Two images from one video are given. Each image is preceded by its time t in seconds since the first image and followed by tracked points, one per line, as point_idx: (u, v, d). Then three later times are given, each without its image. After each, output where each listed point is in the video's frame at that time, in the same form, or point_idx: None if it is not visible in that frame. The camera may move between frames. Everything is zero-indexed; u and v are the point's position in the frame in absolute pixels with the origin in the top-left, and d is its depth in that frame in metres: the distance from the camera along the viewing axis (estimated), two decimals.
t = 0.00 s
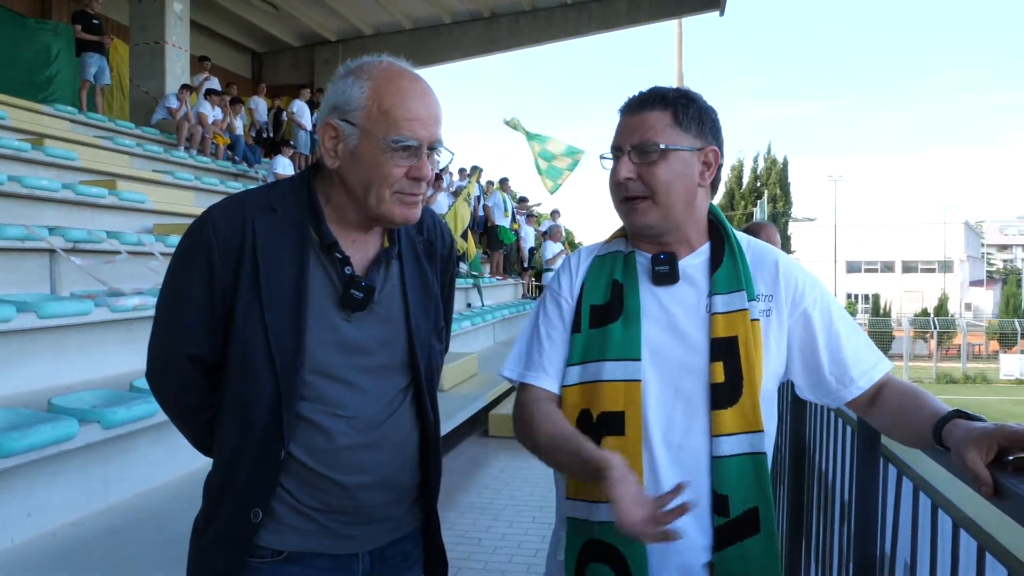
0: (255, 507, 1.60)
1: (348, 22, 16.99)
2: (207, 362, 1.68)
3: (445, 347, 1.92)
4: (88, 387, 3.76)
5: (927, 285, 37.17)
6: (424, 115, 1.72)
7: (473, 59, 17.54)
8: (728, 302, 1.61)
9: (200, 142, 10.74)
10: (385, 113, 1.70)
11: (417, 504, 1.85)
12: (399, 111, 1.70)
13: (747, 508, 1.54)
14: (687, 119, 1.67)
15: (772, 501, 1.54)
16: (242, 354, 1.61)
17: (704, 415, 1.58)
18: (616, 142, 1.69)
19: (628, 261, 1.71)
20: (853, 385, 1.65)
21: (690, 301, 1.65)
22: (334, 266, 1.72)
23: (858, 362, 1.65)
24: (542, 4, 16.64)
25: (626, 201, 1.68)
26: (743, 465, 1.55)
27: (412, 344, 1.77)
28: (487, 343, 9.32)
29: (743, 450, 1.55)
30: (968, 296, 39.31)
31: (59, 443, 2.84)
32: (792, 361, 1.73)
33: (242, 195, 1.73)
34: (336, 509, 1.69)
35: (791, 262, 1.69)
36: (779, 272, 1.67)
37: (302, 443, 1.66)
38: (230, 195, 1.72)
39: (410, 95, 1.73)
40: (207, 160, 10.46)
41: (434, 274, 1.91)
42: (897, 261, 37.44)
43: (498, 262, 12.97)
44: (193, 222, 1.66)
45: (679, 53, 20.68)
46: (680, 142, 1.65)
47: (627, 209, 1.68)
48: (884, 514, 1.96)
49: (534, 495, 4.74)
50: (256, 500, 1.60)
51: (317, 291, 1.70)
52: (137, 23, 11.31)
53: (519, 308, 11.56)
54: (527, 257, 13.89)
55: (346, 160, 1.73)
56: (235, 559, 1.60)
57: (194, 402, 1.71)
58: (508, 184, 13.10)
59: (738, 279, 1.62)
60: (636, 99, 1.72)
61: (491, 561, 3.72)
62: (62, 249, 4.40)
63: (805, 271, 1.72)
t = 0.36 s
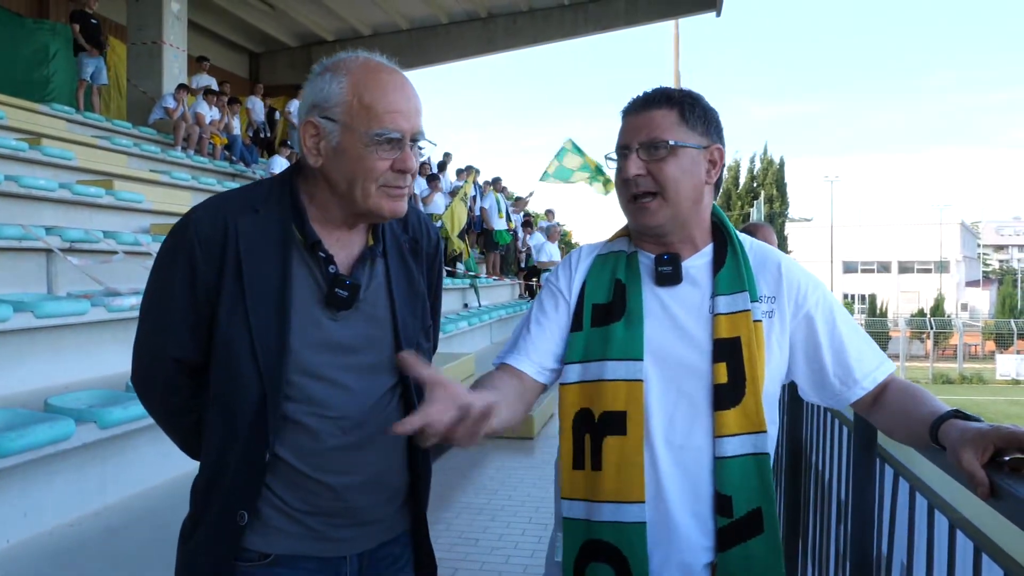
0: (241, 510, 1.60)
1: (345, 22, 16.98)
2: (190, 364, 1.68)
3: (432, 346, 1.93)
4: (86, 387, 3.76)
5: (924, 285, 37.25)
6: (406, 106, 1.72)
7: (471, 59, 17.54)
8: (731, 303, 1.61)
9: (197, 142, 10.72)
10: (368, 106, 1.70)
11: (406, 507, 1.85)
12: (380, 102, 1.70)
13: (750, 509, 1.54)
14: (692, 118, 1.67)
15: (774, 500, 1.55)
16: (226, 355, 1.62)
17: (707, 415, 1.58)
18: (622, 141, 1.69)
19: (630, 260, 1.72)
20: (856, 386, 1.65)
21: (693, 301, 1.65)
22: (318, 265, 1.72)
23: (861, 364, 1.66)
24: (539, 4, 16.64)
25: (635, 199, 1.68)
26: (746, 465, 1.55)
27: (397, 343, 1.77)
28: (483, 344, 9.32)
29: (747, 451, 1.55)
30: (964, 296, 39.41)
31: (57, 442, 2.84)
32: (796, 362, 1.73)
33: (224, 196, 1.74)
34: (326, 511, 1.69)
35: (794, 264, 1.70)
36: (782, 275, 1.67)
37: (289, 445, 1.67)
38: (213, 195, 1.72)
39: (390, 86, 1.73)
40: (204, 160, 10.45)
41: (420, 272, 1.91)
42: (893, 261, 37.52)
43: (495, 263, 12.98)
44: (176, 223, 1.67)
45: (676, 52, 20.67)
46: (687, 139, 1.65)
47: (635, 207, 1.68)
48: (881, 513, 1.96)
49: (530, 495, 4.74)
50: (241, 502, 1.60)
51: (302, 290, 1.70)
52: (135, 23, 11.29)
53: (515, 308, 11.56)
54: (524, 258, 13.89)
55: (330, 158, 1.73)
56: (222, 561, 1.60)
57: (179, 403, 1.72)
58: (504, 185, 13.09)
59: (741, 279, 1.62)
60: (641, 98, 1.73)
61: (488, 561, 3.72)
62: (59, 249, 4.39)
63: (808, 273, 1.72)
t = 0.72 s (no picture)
0: (243, 509, 1.60)
1: (345, 22, 16.97)
2: (191, 363, 1.69)
3: (432, 346, 1.94)
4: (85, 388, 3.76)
5: (923, 284, 37.26)
6: (413, 105, 1.73)
7: (470, 59, 17.53)
8: (725, 301, 1.61)
9: (196, 142, 10.72)
10: (374, 105, 1.70)
11: (406, 506, 1.85)
12: (387, 101, 1.71)
13: (746, 506, 1.54)
14: (675, 118, 1.67)
15: (770, 499, 1.54)
16: (227, 355, 1.61)
17: (703, 413, 1.59)
18: (610, 152, 1.68)
19: (629, 260, 1.73)
20: (851, 386, 1.66)
21: (690, 300, 1.65)
22: (321, 265, 1.73)
23: (857, 364, 1.66)
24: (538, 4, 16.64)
25: (631, 208, 1.67)
26: (743, 464, 1.55)
27: (398, 344, 1.77)
28: (483, 343, 9.33)
29: (742, 449, 1.55)
30: (963, 295, 39.48)
31: (57, 443, 2.84)
32: (793, 361, 1.73)
33: (225, 195, 1.73)
34: (325, 511, 1.69)
35: (791, 263, 1.70)
36: (778, 274, 1.67)
37: (291, 446, 1.67)
38: (214, 194, 1.72)
39: (396, 84, 1.73)
40: (203, 160, 10.46)
41: (420, 273, 1.92)
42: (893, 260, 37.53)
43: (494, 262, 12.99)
44: (176, 222, 1.66)
45: (676, 51, 20.64)
46: (673, 142, 1.64)
47: (633, 215, 1.67)
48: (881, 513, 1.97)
49: (530, 494, 4.74)
50: (243, 502, 1.60)
51: (303, 290, 1.71)
52: (134, 23, 11.28)
53: (515, 308, 11.56)
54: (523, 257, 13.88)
55: (336, 157, 1.73)
56: (222, 561, 1.60)
57: (180, 403, 1.73)
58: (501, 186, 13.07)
59: (737, 278, 1.63)
60: (619, 107, 1.72)
61: (489, 560, 3.72)
62: (58, 249, 4.39)
63: (805, 272, 1.72)
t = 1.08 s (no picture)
0: (252, 511, 1.60)
1: (344, 21, 16.97)
2: (198, 364, 1.69)
3: (438, 346, 1.94)
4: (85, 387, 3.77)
5: (922, 282, 37.28)
6: (418, 103, 1.73)
7: (469, 57, 17.53)
8: (725, 298, 1.61)
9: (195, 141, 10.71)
10: (381, 103, 1.70)
11: (415, 506, 1.85)
12: (394, 99, 1.71)
13: (745, 502, 1.55)
14: (673, 117, 1.67)
15: (770, 495, 1.55)
16: (233, 354, 1.61)
17: (703, 409, 1.59)
18: (607, 149, 1.68)
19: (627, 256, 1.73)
20: (851, 382, 1.66)
21: (690, 298, 1.65)
22: (327, 263, 1.74)
23: (856, 360, 1.66)
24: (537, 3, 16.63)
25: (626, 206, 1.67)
26: (742, 461, 1.56)
27: (405, 343, 1.77)
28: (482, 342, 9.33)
29: (741, 445, 1.56)
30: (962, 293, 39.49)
31: (55, 442, 2.84)
32: (792, 359, 1.74)
33: (231, 194, 1.73)
34: (331, 510, 1.69)
35: (790, 260, 1.70)
36: (777, 271, 1.68)
37: (299, 445, 1.67)
38: (219, 194, 1.72)
39: (402, 83, 1.73)
40: (202, 158, 10.45)
41: (425, 273, 1.92)
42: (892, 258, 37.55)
43: (490, 261, 13.02)
44: (182, 221, 1.66)
45: (675, 49, 20.60)
46: (670, 139, 1.64)
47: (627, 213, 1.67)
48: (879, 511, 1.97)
49: (529, 493, 4.75)
50: (251, 503, 1.60)
51: (310, 289, 1.71)
52: (132, 22, 11.27)
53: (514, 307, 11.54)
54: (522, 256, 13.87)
55: (342, 155, 1.73)
56: (228, 560, 1.60)
57: (187, 404, 1.72)
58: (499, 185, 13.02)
59: (736, 275, 1.63)
60: (618, 104, 1.72)
61: (487, 559, 3.72)
62: (57, 248, 4.39)
63: (803, 269, 1.73)
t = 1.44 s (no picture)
0: (253, 509, 1.60)
1: (341, 18, 16.96)
2: (201, 362, 1.69)
3: (444, 345, 1.94)
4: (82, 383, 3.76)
5: (919, 281, 37.34)
6: (419, 99, 1.73)
7: (467, 55, 17.51)
8: (735, 298, 1.61)
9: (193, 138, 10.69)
10: (381, 99, 1.70)
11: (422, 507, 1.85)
12: (394, 95, 1.71)
13: (759, 500, 1.57)
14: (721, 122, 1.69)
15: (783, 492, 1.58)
16: (237, 353, 1.62)
17: (717, 411, 1.60)
18: (687, 137, 1.59)
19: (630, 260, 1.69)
20: (853, 375, 1.66)
21: (697, 299, 1.64)
22: (329, 260, 1.73)
23: (857, 354, 1.66)
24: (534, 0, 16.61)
25: (698, 200, 1.59)
26: (755, 460, 1.57)
27: (409, 341, 1.77)
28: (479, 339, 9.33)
29: (755, 445, 1.57)
30: (958, 291, 39.58)
31: (52, 438, 2.83)
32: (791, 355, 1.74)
33: (235, 192, 1.74)
34: (334, 509, 1.69)
35: (790, 256, 1.70)
36: (779, 268, 1.67)
37: (301, 441, 1.67)
38: (224, 192, 1.72)
39: (403, 80, 1.73)
40: (199, 155, 10.43)
41: (431, 272, 1.92)
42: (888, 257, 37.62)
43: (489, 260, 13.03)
44: (187, 220, 1.67)
45: (672, 46, 20.60)
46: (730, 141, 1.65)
47: (697, 208, 1.60)
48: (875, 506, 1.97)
49: (527, 490, 4.75)
50: (251, 502, 1.61)
51: (313, 287, 1.71)
52: (129, 18, 11.23)
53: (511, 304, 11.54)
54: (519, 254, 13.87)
55: (341, 152, 1.73)
56: (231, 558, 1.60)
57: (192, 403, 1.73)
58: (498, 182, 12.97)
59: (744, 274, 1.62)
60: (666, 91, 1.63)
61: (483, 556, 3.73)
62: (54, 245, 4.38)
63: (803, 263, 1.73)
